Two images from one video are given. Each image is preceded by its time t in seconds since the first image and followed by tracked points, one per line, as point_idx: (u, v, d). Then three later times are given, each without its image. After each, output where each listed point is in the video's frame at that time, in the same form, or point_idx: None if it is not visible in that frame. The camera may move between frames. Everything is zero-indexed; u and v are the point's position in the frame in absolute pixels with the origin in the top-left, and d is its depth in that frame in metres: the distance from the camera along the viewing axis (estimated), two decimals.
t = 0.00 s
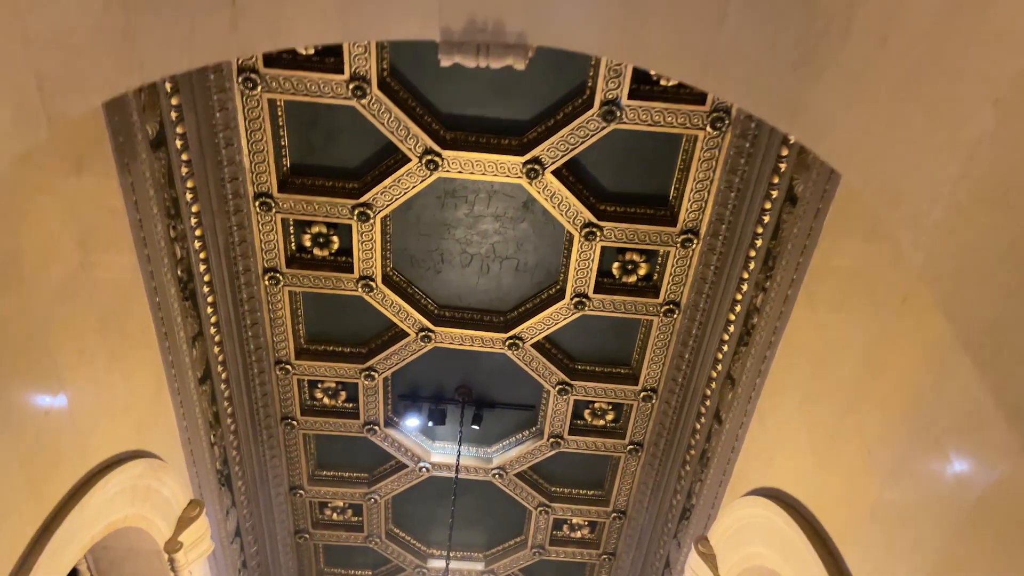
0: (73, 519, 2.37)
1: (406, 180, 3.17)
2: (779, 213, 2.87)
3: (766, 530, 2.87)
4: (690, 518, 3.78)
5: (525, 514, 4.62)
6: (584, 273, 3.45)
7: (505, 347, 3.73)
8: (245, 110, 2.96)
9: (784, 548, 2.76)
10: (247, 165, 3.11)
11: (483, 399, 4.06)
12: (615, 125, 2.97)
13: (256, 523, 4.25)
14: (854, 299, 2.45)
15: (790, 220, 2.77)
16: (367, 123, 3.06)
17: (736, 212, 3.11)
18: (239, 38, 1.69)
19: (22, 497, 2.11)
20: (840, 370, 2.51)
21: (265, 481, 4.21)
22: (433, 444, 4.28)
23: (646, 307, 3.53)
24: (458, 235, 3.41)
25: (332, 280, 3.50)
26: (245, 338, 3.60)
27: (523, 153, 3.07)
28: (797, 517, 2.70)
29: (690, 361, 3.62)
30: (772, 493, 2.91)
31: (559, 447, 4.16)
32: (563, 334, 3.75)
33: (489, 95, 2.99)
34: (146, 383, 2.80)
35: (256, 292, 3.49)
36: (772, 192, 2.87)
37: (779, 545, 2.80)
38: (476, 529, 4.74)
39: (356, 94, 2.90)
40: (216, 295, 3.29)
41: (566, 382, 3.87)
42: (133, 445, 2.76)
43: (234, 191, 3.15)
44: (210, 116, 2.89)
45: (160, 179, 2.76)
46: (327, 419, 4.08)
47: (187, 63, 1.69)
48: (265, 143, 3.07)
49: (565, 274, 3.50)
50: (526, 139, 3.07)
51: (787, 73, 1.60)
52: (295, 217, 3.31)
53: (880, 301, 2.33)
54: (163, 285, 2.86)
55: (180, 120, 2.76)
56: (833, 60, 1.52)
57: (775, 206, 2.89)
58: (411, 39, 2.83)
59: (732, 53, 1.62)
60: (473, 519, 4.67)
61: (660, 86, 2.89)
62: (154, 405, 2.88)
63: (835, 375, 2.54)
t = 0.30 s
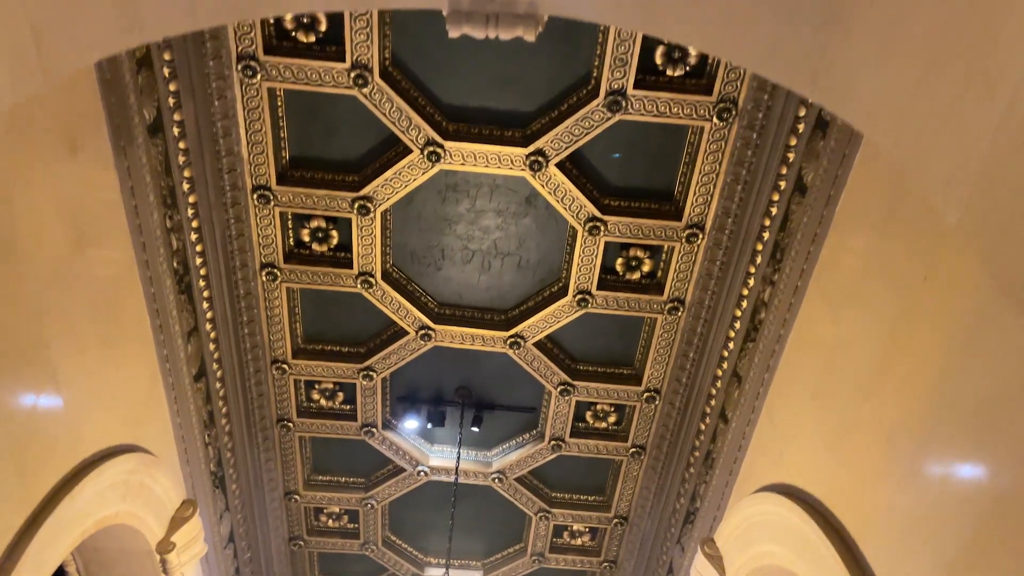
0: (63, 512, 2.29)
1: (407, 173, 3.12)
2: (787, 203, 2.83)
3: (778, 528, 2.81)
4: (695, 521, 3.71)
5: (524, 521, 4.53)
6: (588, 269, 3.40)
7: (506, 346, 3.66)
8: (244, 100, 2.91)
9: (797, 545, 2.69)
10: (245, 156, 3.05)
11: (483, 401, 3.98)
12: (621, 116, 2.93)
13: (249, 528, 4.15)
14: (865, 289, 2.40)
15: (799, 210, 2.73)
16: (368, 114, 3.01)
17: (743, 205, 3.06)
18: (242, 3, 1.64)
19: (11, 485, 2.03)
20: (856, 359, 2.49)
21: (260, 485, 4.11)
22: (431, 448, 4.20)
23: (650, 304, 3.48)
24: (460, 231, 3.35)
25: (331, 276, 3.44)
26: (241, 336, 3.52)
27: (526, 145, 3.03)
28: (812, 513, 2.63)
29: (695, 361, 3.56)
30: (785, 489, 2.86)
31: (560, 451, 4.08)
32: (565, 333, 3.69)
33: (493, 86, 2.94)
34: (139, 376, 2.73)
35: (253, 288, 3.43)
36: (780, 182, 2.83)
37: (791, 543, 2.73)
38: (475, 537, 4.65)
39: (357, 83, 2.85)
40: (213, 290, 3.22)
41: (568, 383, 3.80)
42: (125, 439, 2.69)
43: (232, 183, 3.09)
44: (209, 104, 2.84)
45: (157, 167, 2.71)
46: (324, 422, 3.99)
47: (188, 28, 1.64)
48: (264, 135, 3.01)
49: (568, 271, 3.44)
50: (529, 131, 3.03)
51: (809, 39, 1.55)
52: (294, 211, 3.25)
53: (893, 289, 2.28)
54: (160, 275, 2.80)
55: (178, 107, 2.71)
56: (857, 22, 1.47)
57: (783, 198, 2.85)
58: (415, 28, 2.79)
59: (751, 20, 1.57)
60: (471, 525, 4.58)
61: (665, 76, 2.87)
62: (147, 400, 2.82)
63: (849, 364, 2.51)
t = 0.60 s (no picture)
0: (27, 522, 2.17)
1: (398, 180, 3.06)
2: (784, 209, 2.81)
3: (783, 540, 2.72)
4: (693, 540, 3.60)
5: (516, 543, 4.40)
6: (582, 280, 3.33)
7: (499, 360, 3.58)
8: (233, 104, 2.84)
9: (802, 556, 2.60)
10: (233, 163, 2.98)
11: (474, 418, 3.88)
12: (615, 122, 2.89)
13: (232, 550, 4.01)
14: (866, 290, 2.35)
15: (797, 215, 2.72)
16: (358, 119, 2.95)
17: (739, 212, 3.01)
18: None
19: None
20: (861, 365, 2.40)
21: (244, 505, 3.97)
22: (421, 468, 4.08)
23: (645, 316, 3.41)
24: (451, 240, 3.28)
25: (319, 287, 3.36)
26: (226, 349, 3.43)
27: (519, 151, 2.98)
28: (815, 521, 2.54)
29: (692, 374, 3.48)
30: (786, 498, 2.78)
31: (554, 468, 3.98)
32: (559, 346, 3.61)
33: (486, 92, 2.90)
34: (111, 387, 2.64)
35: (239, 300, 3.33)
36: (776, 187, 2.81)
37: (797, 554, 2.63)
38: (466, 560, 4.51)
39: (348, 87, 2.81)
40: (197, 299, 3.19)
41: (562, 398, 3.71)
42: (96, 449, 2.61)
43: (218, 189, 3.02)
44: (195, 108, 2.78)
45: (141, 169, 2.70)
46: (310, 440, 3.87)
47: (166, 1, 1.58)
48: (253, 141, 2.94)
49: (562, 281, 3.37)
50: (522, 137, 2.98)
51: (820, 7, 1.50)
52: (282, 219, 3.17)
53: (895, 289, 2.22)
54: (143, 281, 2.72)
55: (164, 110, 2.71)
56: None
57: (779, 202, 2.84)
58: (407, 31, 2.76)
59: None
60: (462, 548, 4.44)
61: (660, 82, 2.84)
62: (122, 411, 2.73)
63: (856, 373, 2.42)
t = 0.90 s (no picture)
0: None
1: (390, 194, 3.00)
2: (784, 220, 2.74)
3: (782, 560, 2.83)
4: (694, 567, 3.49)
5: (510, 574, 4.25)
6: (577, 297, 3.27)
7: (492, 381, 3.50)
8: (220, 116, 2.79)
9: None
10: (220, 175, 2.92)
11: (467, 443, 3.77)
12: (611, 134, 2.85)
13: None
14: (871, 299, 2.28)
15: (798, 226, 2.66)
16: (350, 132, 2.90)
17: (737, 226, 2.95)
18: None
19: None
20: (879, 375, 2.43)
21: (227, 536, 3.83)
22: (412, 495, 3.96)
23: (642, 334, 3.34)
24: (443, 257, 3.21)
25: (308, 305, 3.27)
26: (211, 370, 3.33)
27: (514, 164, 2.92)
28: (819, 534, 2.69)
29: (690, 394, 3.40)
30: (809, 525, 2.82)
31: (549, 495, 3.86)
32: (553, 367, 3.53)
33: (479, 104, 2.85)
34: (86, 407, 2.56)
35: (225, 318, 3.25)
36: (775, 201, 2.74)
37: None
38: None
39: (339, 98, 2.76)
40: (180, 313, 3.03)
41: (557, 421, 3.62)
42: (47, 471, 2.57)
43: (205, 204, 2.96)
44: (182, 119, 2.73)
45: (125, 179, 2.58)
46: (298, 466, 3.75)
47: None
48: (241, 154, 2.88)
49: (556, 299, 3.30)
50: (516, 150, 2.93)
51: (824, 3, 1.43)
52: (270, 235, 3.10)
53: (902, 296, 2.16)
54: (124, 296, 2.62)
55: (150, 118, 2.60)
56: None
57: (779, 214, 2.76)
58: (399, 42, 2.71)
59: None
60: None
61: (656, 93, 2.79)
62: (99, 432, 2.65)
63: (865, 382, 2.45)
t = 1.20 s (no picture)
0: None
1: (389, 209, 2.97)
2: (787, 229, 2.77)
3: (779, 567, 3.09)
4: None
5: None
6: (578, 313, 3.22)
7: (492, 401, 3.44)
8: (217, 130, 2.75)
9: None
10: (216, 192, 2.86)
11: (465, 466, 3.68)
12: (611, 148, 2.83)
13: None
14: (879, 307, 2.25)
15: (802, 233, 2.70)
16: (348, 147, 2.88)
17: (740, 238, 2.91)
18: None
19: None
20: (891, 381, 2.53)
21: (219, 564, 3.70)
22: (410, 521, 3.86)
23: (644, 352, 3.29)
24: (442, 274, 3.17)
25: (304, 324, 3.21)
26: (205, 393, 3.24)
27: (513, 178, 2.90)
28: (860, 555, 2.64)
29: (694, 413, 3.34)
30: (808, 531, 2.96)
31: (550, 519, 3.77)
32: (553, 385, 3.47)
33: (478, 118, 2.83)
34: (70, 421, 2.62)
35: (220, 337, 3.17)
36: (779, 211, 2.76)
37: None
38: None
39: (338, 112, 2.74)
40: (175, 339, 3.01)
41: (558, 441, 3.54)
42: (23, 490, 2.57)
43: (200, 220, 2.89)
44: (178, 133, 2.69)
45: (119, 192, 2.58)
46: (293, 491, 3.64)
47: None
48: (238, 169, 2.84)
49: (556, 315, 3.27)
50: (516, 165, 2.91)
51: None
52: (266, 252, 3.05)
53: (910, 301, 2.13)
54: (118, 311, 2.56)
55: (145, 131, 2.59)
56: None
57: (782, 225, 2.78)
58: (396, 55, 2.70)
59: None
60: None
61: (656, 106, 2.78)
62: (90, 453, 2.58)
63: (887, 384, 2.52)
